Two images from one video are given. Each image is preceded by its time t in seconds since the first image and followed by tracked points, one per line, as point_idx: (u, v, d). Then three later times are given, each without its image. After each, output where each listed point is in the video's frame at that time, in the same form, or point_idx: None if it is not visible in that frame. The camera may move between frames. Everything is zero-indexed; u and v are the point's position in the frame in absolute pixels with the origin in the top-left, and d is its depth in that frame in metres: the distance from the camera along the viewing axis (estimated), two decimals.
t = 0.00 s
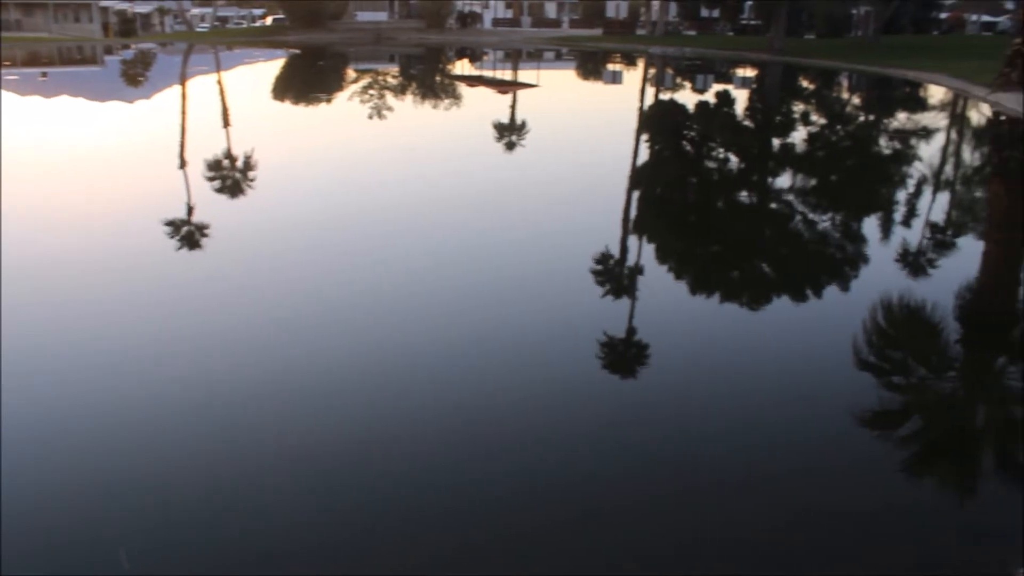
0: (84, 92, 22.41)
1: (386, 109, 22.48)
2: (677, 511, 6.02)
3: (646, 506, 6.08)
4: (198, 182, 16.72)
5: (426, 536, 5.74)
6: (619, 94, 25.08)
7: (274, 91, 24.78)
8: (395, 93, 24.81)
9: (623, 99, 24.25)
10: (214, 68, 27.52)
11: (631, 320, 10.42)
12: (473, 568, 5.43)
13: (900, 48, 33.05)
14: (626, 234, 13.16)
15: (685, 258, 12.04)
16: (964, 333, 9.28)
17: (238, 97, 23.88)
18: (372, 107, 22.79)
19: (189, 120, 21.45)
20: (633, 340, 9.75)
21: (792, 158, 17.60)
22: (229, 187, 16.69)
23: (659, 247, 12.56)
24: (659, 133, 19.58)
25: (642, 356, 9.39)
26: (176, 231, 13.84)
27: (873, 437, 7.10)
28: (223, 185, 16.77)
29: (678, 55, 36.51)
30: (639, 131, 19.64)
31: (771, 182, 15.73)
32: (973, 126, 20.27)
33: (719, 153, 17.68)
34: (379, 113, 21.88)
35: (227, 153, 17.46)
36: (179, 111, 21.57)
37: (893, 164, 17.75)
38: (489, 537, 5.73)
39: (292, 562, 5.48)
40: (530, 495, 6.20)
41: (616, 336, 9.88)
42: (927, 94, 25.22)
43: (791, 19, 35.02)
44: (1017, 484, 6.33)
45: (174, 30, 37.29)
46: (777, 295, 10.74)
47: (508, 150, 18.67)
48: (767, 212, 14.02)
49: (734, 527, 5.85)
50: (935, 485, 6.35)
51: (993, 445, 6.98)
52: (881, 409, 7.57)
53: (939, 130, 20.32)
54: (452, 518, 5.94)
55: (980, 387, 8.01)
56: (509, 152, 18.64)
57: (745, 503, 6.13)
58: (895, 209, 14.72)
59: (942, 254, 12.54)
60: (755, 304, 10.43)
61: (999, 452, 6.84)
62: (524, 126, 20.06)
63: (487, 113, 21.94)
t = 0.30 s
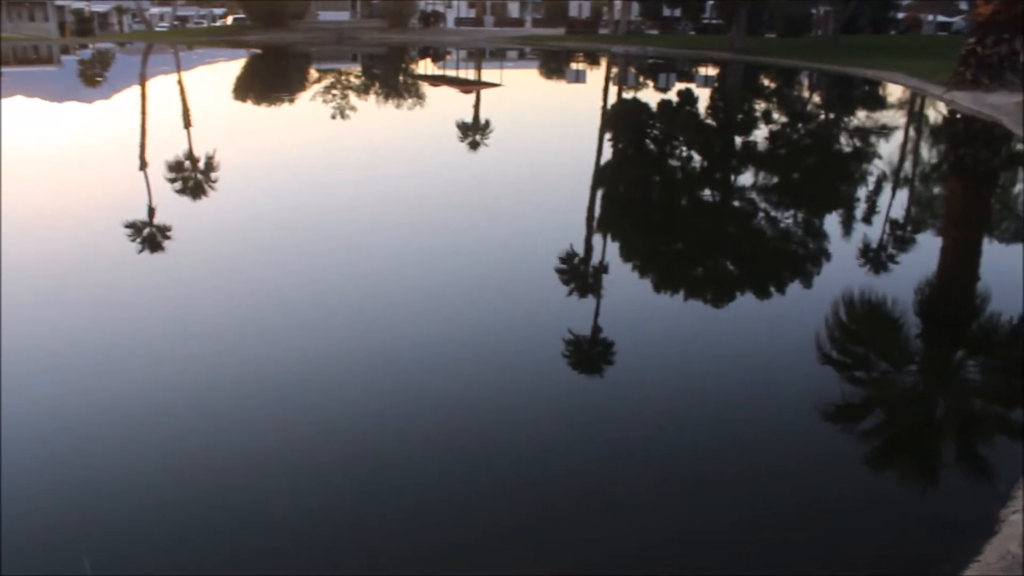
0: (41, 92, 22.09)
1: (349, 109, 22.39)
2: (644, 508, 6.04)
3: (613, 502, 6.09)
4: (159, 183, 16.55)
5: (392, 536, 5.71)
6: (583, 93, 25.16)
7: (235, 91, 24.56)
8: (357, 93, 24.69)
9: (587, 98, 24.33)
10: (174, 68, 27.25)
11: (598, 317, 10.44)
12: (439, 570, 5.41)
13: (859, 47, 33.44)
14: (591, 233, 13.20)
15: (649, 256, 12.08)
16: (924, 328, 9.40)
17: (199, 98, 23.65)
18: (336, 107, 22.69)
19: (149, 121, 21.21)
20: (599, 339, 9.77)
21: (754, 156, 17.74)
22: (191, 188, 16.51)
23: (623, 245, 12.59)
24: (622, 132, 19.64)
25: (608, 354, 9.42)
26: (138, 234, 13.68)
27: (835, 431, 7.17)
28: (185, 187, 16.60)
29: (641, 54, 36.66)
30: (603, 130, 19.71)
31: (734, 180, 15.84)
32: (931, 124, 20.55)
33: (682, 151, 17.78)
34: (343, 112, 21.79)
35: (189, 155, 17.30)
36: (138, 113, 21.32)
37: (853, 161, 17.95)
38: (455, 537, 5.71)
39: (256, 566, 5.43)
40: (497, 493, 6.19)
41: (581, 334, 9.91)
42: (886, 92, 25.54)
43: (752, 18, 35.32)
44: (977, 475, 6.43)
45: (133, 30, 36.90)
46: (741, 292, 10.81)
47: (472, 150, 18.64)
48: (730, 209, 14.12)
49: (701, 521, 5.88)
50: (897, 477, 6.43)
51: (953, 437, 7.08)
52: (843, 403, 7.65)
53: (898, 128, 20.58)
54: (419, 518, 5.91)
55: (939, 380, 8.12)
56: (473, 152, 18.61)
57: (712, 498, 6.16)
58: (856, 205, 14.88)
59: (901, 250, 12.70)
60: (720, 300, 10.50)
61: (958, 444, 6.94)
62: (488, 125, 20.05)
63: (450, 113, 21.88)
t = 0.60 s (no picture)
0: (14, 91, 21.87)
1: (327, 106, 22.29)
2: (625, 503, 6.04)
3: (595, 498, 6.10)
4: (135, 182, 16.42)
5: (374, 534, 5.70)
6: (561, 89, 25.18)
7: (211, 89, 24.39)
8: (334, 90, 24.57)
9: (565, 93, 24.34)
10: (149, 66, 27.05)
11: (577, 313, 10.45)
12: (419, 569, 5.39)
13: (834, 42, 33.63)
14: (570, 229, 13.20)
15: (629, 251, 12.09)
16: (901, 320, 9.47)
17: (175, 96, 23.46)
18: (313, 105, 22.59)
19: (124, 119, 21.02)
20: (579, 334, 9.77)
21: (732, 151, 17.79)
22: (168, 187, 16.40)
23: (602, 240, 12.61)
24: (600, 128, 19.65)
25: (588, 350, 9.42)
26: (115, 233, 13.58)
27: (815, 424, 7.20)
28: (161, 186, 16.48)
29: (618, 50, 36.71)
30: (582, 126, 19.73)
31: (712, 174, 15.89)
32: (906, 118, 20.68)
33: (660, 146, 17.82)
34: (320, 110, 21.70)
35: (166, 153, 17.17)
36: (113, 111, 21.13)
37: (830, 156, 18.04)
38: (438, 534, 5.69)
39: (237, 567, 5.39)
40: (480, 491, 6.17)
41: (561, 330, 9.91)
42: (861, 87, 25.69)
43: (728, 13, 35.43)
44: (954, 465, 6.47)
45: (107, 27, 36.62)
46: (720, 287, 10.84)
47: (450, 146, 18.60)
48: (708, 204, 14.16)
49: (680, 516, 5.88)
50: (876, 468, 6.46)
51: (931, 429, 7.12)
52: (823, 396, 7.69)
53: (874, 123, 20.70)
54: (401, 514, 5.90)
55: (917, 372, 8.18)
56: (452, 148, 18.57)
57: (692, 492, 6.17)
58: (833, 199, 14.96)
59: (879, 243, 12.78)
60: (699, 295, 10.53)
61: (935, 435, 6.99)
62: (466, 121, 20.02)
63: (429, 109, 21.82)
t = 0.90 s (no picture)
0: None
1: (306, 102, 22.18)
2: (614, 500, 6.04)
3: (583, 495, 6.09)
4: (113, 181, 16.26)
5: (364, 533, 5.67)
6: (541, 85, 25.18)
7: (188, 86, 24.22)
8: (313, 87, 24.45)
9: (544, 90, 24.34)
10: (125, 63, 26.81)
11: (557, 309, 10.45)
12: (412, 570, 5.36)
13: (812, 38, 33.82)
14: (550, 224, 13.20)
15: (609, 247, 12.12)
16: (879, 314, 9.53)
17: (151, 93, 23.27)
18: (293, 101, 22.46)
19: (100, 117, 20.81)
20: (558, 331, 9.77)
21: (711, 146, 17.85)
22: (146, 185, 16.25)
23: (583, 237, 12.62)
24: (579, 124, 19.66)
25: (568, 346, 9.42)
26: (93, 231, 13.44)
27: (795, 418, 7.24)
28: (139, 184, 16.33)
29: (597, 46, 36.76)
30: (561, 122, 19.76)
31: (690, 170, 15.95)
32: (883, 114, 20.81)
33: (640, 142, 17.85)
34: (299, 107, 21.59)
35: (144, 151, 17.03)
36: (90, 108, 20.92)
37: (808, 151, 18.13)
38: (428, 534, 5.67)
39: (226, 569, 5.35)
40: (466, 489, 6.15)
41: (541, 326, 9.91)
42: (839, 82, 25.85)
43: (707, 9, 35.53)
44: (931, 458, 6.52)
45: (82, 23, 36.27)
46: (699, 282, 10.89)
47: (430, 143, 18.55)
48: (687, 199, 14.21)
49: (672, 513, 5.88)
50: (856, 461, 6.50)
51: (909, 422, 7.18)
52: (803, 390, 7.73)
53: (851, 118, 20.84)
54: (390, 514, 5.87)
55: (894, 366, 8.24)
56: (431, 145, 18.53)
57: (681, 490, 6.17)
58: (811, 194, 15.04)
59: (856, 238, 12.85)
60: (680, 290, 10.57)
61: (913, 428, 7.05)
62: (445, 118, 19.97)
63: (408, 106, 21.76)
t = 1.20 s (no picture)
0: None
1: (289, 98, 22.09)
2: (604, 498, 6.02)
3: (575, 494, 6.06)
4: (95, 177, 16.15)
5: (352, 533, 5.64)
6: (525, 81, 25.17)
7: (170, 81, 24.08)
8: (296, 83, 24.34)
9: (528, 86, 24.32)
10: (107, 58, 26.62)
11: (541, 306, 10.45)
12: (399, 569, 5.34)
13: (795, 35, 33.96)
14: (534, 220, 13.21)
15: (593, 243, 12.14)
16: (862, 310, 9.58)
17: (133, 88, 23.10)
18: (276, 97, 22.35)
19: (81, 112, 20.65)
20: (545, 328, 9.77)
21: (694, 143, 17.89)
22: (129, 181, 16.16)
23: (567, 233, 12.64)
24: (563, 120, 19.66)
25: (552, 343, 9.42)
26: (75, 227, 13.35)
27: (779, 414, 7.26)
28: (122, 181, 16.23)
29: (582, 42, 36.79)
30: (545, 118, 19.77)
31: (674, 166, 15.98)
32: (865, 111, 20.89)
33: (624, 138, 17.88)
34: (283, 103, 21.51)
35: (126, 147, 16.93)
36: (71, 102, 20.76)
37: (791, 148, 18.19)
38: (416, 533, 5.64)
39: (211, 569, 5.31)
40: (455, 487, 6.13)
41: (526, 323, 9.90)
42: (822, 79, 25.96)
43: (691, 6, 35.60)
44: (913, 453, 6.56)
45: (62, 18, 36.01)
46: (683, 277, 10.91)
47: (414, 139, 18.51)
48: (671, 195, 14.24)
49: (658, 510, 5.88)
50: (839, 456, 6.53)
51: (890, 417, 7.23)
52: (786, 386, 7.76)
53: (834, 115, 20.94)
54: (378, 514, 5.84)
55: (875, 361, 8.29)
56: (415, 141, 18.50)
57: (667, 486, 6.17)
58: (795, 190, 15.10)
59: (839, 234, 12.91)
60: (663, 286, 10.59)
61: (894, 423, 7.09)
62: (430, 114, 19.93)
63: (392, 102, 21.71)
